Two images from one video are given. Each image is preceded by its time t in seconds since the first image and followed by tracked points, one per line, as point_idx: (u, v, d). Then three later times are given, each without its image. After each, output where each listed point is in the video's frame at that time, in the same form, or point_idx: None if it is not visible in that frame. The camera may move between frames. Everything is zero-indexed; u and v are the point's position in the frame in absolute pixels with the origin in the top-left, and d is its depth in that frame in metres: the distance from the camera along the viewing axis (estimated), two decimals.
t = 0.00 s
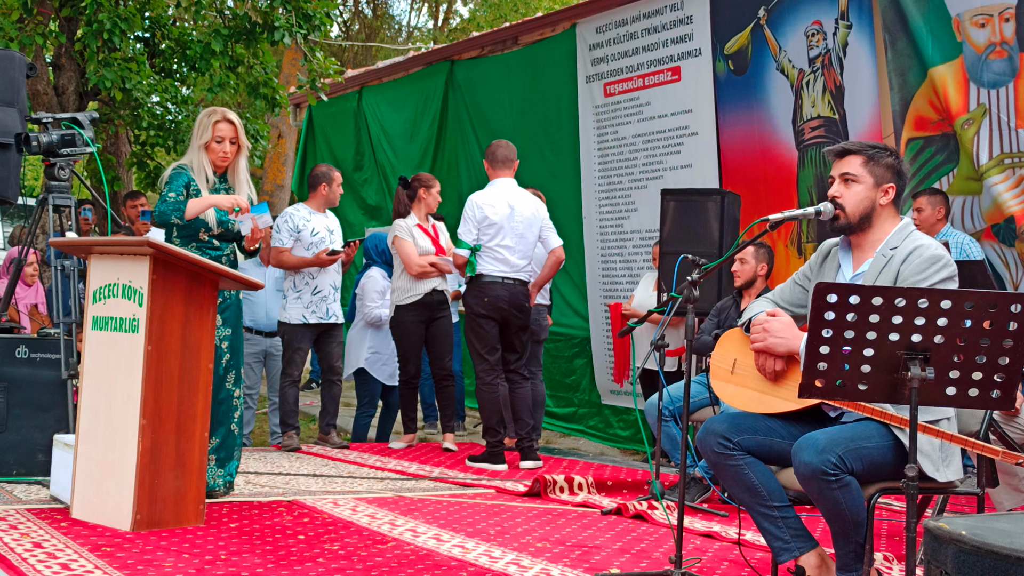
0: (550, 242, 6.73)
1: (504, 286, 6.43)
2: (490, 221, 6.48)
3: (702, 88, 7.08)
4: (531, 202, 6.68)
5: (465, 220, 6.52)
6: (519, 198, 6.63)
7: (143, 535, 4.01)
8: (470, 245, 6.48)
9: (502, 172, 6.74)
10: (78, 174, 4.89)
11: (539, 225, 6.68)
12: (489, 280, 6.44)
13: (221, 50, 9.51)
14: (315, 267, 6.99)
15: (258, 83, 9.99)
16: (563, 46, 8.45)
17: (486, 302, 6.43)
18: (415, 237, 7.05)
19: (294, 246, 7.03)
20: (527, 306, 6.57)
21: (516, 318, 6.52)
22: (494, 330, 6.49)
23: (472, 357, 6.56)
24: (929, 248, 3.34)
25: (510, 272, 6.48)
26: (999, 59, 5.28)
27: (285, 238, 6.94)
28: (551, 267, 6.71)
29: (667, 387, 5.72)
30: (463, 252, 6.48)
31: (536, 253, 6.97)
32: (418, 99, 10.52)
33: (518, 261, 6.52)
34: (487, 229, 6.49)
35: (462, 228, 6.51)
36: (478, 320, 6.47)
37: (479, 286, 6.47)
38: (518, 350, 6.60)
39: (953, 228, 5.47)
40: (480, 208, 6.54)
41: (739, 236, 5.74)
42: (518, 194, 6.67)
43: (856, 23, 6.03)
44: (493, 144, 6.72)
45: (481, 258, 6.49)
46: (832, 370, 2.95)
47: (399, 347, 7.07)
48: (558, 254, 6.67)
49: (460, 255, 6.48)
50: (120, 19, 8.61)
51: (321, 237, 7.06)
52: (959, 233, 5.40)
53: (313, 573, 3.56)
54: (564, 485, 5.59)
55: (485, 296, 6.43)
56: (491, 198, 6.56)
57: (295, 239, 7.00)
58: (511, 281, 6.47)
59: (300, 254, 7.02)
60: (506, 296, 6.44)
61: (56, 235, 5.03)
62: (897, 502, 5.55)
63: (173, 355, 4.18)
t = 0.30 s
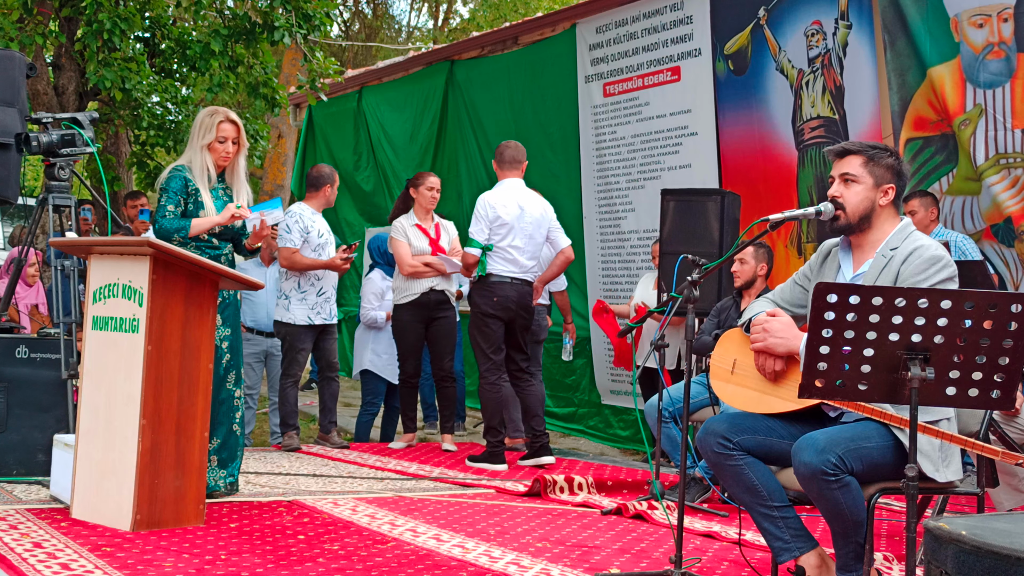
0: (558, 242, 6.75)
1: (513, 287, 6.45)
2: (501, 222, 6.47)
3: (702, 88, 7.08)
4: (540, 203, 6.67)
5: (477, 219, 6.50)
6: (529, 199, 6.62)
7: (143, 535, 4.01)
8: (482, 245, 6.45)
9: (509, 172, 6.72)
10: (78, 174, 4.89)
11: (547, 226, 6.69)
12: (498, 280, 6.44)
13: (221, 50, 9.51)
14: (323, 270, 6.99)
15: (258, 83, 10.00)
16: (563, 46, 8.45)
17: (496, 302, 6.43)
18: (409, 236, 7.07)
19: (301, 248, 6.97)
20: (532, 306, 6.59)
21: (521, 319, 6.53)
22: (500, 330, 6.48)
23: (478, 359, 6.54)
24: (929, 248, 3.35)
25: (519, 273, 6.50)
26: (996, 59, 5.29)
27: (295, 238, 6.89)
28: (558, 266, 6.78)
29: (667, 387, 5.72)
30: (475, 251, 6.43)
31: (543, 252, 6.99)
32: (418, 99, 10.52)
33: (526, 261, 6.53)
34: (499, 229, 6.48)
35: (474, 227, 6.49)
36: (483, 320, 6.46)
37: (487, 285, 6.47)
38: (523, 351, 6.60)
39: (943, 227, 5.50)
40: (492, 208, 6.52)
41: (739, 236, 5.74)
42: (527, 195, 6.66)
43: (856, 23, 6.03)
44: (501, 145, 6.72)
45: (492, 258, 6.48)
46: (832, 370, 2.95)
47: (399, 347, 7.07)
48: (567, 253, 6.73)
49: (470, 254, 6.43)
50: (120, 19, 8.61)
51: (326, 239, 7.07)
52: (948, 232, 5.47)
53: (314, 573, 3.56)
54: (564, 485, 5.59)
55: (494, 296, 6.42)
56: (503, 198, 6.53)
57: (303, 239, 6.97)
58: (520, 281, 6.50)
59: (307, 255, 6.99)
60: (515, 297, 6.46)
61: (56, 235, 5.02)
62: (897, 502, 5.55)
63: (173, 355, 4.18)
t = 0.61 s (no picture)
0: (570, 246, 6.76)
1: (526, 286, 6.46)
2: (513, 220, 6.50)
3: (702, 88, 7.08)
4: (554, 204, 6.68)
5: (489, 218, 6.55)
6: (542, 200, 6.63)
7: (143, 535, 4.01)
8: (494, 243, 6.50)
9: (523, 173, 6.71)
10: (78, 174, 4.89)
11: (561, 226, 6.69)
12: (510, 279, 6.45)
13: (220, 50, 9.51)
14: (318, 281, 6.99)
15: (258, 83, 10.00)
16: (563, 46, 8.45)
17: (509, 301, 6.45)
18: (406, 237, 7.17)
19: (297, 248, 6.97)
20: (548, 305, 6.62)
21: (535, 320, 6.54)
22: (512, 331, 6.49)
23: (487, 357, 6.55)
24: (928, 248, 3.35)
25: (532, 272, 6.51)
26: (993, 60, 5.30)
27: (292, 239, 6.88)
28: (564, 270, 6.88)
29: (667, 388, 5.72)
30: (486, 249, 6.49)
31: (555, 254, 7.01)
32: (418, 99, 10.52)
33: (539, 261, 6.54)
34: (511, 228, 6.51)
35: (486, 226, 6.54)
36: (496, 320, 6.48)
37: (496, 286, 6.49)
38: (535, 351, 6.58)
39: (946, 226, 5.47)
40: (504, 207, 6.55)
41: (739, 236, 5.74)
42: (541, 195, 6.67)
43: (856, 23, 6.03)
44: (517, 146, 6.77)
45: (504, 256, 6.50)
46: (831, 370, 2.96)
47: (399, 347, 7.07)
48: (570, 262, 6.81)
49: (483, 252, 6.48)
50: (120, 19, 8.61)
51: (323, 238, 7.08)
52: (954, 232, 5.43)
53: (313, 573, 3.56)
54: (563, 485, 5.59)
55: (507, 296, 6.45)
56: (515, 198, 6.56)
57: (300, 240, 6.95)
58: (532, 281, 6.50)
59: (303, 256, 6.99)
60: (528, 295, 6.47)
61: (56, 235, 5.02)
62: (897, 502, 5.55)
63: (173, 355, 4.18)
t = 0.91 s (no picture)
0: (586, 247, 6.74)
1: (544, 286, 6.44)
2: (527, 219, 6.51)
3: (702, 88, 7.08)
4: (569, 206, 6.68)
5: (503, 219, 6.55)
6: (558, 201, 6.64)
7: (143, 535, 4.01)
8: (508, 243, 6.49)
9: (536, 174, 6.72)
10: (78, 174, 4.89)
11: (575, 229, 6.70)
12: (528, 279, 6.44)
13: (220, 50, 9.50)
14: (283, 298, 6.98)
15: (258, 83, 10.00)
16: (563, 46, 8.45)
17: (529, 302, 6.42)
18: (409, 236, 7.18)
19: (287, 248, 7.00)
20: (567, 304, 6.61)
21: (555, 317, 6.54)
22: (527, 333, 6.47)
23: (499, 356, 6.56)
24: (929, 248, 3.35)
25: (548, 271, 6.50)
26: (989, 59, 5.32)
27: (280, 240, 6.90)
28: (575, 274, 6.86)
29: (667, 388, 5.72)
30: (500, 249, 6.47)
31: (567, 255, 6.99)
32: (418, 99, 10.52)
33: (555, 260, 6.54)
34: (524, 228, 6.51)
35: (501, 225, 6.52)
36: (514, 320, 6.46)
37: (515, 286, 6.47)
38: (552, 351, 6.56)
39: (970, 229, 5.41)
40: (519, 207, 6.56)
41: (740, 237, 5.74)
42: (555, 197, 6.68)
43: (856, 23, 6.03)
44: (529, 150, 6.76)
45: (519, 256, 6.49)
46: (831, 370, 2.96)
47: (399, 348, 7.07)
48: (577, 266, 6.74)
49: (497, 252, 6.45)
50: (120, 19, 8.61)
51: (315, 238, 7.06)
52: (972, 236, 5.39)
53: (314, 573, 3.56)
54: (564, 485, 5.59)
55: (525, 296, 6.43)
56: (530, 199, 6.57)
57: (290, 241, 6.97)
58: (549, 280, 6.49)
59: (291, 256, 7.02)
60: (546, 296, 6.45)
61: (56, 235, 5.02)
62: (897, 502, 5.55)
63: (173, 355, 4.18)
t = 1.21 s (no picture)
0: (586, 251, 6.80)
1: (560, 286, 6.48)
2: (549, 217, 6.47)
3: (702, 88, 7.08)
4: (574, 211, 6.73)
5: (523, 215, 6.43)
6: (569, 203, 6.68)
7: (143, 535, 4.01)
8: (528, 240, 6.40)
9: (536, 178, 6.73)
10: (78, 173, 4.89)
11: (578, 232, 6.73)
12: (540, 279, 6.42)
13: (220, 50, 9.50)
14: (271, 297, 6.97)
15: (258, 83, 10.00)
16: (563, 46, 8.45)
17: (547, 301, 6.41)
18: (413, 235, 7.16)
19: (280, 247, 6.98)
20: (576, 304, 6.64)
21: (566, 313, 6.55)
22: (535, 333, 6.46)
23: (507, 355, 6.50)
24: (929, 247, 3.35)
25: (562, 271, 6.51)
26: (985, 59, 5.34)
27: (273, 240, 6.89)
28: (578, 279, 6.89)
29: (667, 388, 5.72)
30: (522, 246, 6.37)
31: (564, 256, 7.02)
32: (418, 99, 10.52)
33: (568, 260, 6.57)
34: (545, 226, 6.46)
35: (522, 222, 6.43)
36: (527, 319, 6.43)
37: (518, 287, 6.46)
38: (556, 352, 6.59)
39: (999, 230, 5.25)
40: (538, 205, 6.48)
41: (740, 236, 5.73)
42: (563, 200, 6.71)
43: (855, 23, 6.03)
44: (537, 151, 6.72)
45: (538, 254, 6.43)
46: (832, 370, 2.95)
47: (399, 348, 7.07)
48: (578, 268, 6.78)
49: (517, 248, 6.36)
50: (120, 19, 8.61)
51: (310, 238, 7.03)
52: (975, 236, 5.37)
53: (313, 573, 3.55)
54: (564, 485, 5.59)
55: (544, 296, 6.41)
56: (548, 197, 6.53)
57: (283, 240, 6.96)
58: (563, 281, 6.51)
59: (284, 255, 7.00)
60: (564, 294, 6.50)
61: (56, 235, 5.02)
62: (897, 502, 5.55)
63: (173, 354, 4.18)
